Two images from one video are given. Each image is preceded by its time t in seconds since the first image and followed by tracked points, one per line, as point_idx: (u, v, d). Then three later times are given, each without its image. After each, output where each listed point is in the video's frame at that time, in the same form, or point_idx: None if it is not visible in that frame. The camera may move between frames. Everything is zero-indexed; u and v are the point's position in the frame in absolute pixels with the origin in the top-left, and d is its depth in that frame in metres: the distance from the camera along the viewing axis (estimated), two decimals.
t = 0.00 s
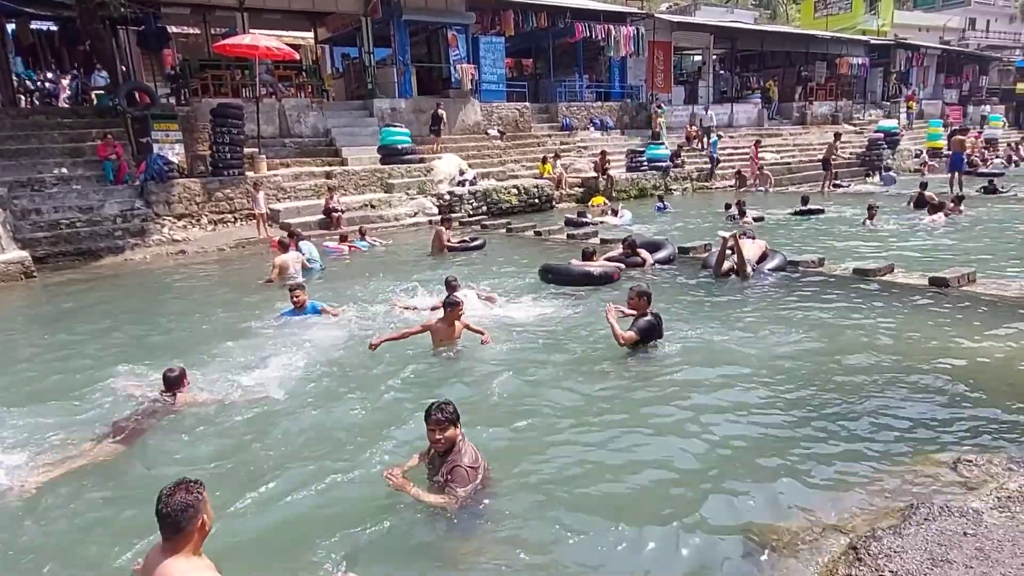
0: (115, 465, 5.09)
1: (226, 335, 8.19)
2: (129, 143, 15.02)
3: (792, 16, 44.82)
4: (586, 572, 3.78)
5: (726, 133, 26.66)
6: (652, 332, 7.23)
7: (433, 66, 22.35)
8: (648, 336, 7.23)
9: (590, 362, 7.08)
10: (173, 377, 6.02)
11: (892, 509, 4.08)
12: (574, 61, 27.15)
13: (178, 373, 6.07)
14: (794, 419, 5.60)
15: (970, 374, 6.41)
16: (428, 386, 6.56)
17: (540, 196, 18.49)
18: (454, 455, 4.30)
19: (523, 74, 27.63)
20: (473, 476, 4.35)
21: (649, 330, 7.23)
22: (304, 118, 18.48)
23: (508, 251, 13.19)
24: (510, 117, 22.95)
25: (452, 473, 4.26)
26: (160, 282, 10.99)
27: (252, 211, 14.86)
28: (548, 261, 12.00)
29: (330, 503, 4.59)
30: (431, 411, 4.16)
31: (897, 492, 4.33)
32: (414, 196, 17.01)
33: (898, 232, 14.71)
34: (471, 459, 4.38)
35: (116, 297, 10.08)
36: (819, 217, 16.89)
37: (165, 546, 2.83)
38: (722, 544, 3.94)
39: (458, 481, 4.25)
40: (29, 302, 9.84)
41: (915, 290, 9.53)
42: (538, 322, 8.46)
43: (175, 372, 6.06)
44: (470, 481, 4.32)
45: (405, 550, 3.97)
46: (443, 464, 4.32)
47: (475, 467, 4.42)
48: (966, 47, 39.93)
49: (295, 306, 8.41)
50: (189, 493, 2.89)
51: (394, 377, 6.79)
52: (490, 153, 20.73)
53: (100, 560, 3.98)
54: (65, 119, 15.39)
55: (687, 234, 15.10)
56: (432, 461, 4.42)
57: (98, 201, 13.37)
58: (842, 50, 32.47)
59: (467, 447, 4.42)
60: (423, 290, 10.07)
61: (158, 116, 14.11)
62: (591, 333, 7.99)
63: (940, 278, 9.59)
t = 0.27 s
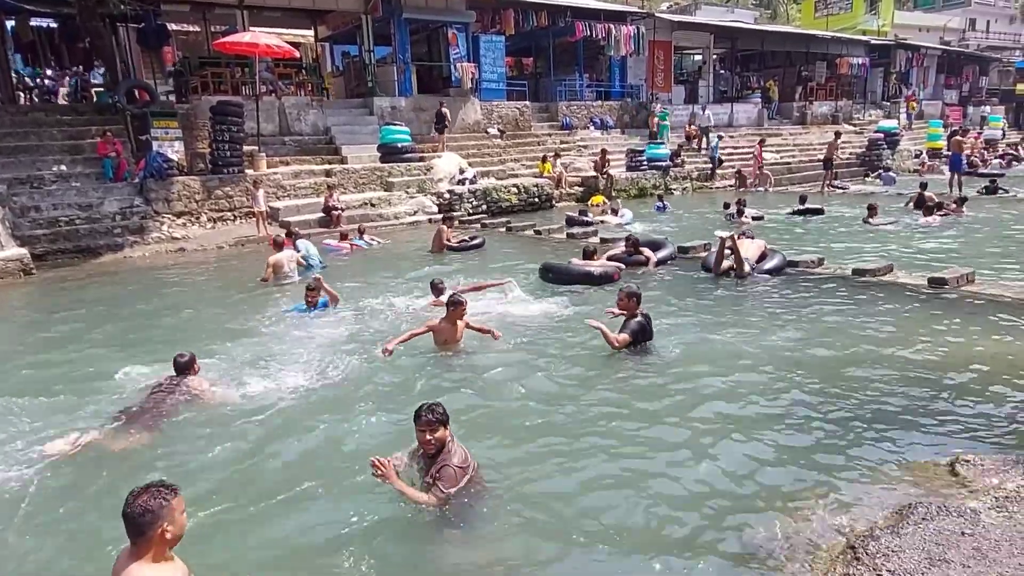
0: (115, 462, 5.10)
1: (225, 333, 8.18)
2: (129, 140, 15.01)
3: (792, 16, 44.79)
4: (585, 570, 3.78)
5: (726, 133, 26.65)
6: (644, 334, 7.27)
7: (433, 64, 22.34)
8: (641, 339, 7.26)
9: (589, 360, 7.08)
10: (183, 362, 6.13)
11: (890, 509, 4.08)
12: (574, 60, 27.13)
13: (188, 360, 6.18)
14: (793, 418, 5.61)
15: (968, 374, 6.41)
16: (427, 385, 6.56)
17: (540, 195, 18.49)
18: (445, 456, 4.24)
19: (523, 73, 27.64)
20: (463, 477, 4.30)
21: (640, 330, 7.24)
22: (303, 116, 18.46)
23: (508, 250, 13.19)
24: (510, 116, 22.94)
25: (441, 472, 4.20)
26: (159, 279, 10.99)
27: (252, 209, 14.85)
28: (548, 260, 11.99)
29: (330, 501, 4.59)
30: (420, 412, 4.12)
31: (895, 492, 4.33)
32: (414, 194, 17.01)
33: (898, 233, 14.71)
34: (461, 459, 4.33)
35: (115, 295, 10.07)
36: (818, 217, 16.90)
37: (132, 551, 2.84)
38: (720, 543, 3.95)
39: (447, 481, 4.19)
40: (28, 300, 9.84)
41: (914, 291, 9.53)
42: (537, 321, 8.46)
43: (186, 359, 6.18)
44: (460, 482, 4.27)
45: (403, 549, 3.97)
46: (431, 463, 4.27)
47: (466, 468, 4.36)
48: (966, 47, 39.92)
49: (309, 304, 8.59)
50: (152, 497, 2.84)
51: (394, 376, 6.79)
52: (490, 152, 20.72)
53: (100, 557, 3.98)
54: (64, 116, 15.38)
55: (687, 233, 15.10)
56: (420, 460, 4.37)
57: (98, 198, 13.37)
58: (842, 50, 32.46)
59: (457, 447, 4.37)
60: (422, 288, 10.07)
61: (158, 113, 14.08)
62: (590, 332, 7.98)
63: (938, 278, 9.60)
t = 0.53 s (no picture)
0: (114, 461, 5.11)
1: (225, 331, 8.19)
2: (129, 139, 15.00)
3: (793, 15, 44.78)
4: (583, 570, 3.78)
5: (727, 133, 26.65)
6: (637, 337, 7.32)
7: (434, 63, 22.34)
8: (634, 342, 7.30)
9: (587, 360, 7.08)
10: (186, 361, 6.22)
11: (889, 509, 4.08)
12: (575, 59, 27.13)
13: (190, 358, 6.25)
14: (793, 418, 5.60)
15: (967, 374, 6.41)
16: (426, 384, 6.57)
17: (540, 195, 18.49)
18: (430, 457, 4.30)
19: (524, 72, 27.65)
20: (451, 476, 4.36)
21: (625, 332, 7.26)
22: (304, 115, 18.47)
23: (509, 249, 13.19)
24: (510, 116, 22.94)
25: (427, 472, 4.26)
26: (158, 278, 10.99)
27: (252, 208, 14.85)
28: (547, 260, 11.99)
29: (330, 498, 4.59)
30: (406, 414, 4.17)
31: (893, 492, 4.33)
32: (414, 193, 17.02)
33: (898, 233, 14.71)
34: (447, 459, 4.39)
35: (114, 294, 10.08)
36: (818, 217, 16.89)
37: (109, 550, 2.85)
38: (717, 543, 3.95)
39: (435, 481, 4.25)
40: (28, 298, 9.84)
41: (913, 291, 9.53)
42: (536, 320, 8.46)
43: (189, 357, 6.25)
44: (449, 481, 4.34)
45: (403, 546, 3.98)
46: (418, 463, 4.32)
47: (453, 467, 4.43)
48: (967, 48, 39.92)
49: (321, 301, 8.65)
50: (127, 497, 2.84)
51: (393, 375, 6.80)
52: (490, 151, 20.72)
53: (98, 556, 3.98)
54: (64, 114, 15.38)
55: (687, 233, 15.10)
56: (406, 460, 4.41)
57: (97, 197, 13.37)
58: (842, 50, 32.45)
59: (442, 447, 4.43)
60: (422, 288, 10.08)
61: (159, 111, 13.92)
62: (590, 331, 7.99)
63: (938, 278, 9.59)
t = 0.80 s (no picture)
0: (113, 459, 5.10)
1: (225, 330, 8.20)
2: (129, 137, 15.00)
3: (793, 15, 44.77)
4: (584, 569, 3.78)
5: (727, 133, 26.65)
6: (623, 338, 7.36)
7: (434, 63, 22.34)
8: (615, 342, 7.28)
9: (587, 359, 7.08)
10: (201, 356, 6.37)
11: (888, 508, 4.09)
12: (575, 59, 27.12)
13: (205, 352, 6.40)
14: (793, 418, 5.61)
15: (967, 375, 6.41)
16: (425, 383, 6.57)
17: (540, 194, 18.49)
18: (406, 459, 4.29)
19: (524, 71, 27.64)
20: (429, 478, 4.32)
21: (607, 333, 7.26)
22: (304, 114, 18.46)
23: (510, 249, 13.19)
24: (510, 115, 22.93)
25: (402, 474, 4.23)
26: (158, 277, 10.99)
27: (252, 207, 14.85)
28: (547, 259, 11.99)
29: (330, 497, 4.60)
30: (382, 418, 4.22)
31: (893, 491, 4.34)
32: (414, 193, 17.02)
33: (897, 233, 14.71)
34: (424, 461, 4.36)
35: (113, 293, 10.08)
36: (818, 217, 16.89)
37: (97, 544, 2.85)
38: (716, 542, 3.95)
39: (409, 482, 4.20)
40: (28, 297, 9.84)
41: (913, 291, 9.53)
42: (536, 319, 8.47)
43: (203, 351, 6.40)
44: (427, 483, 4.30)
45: (402, 544, 3.98)
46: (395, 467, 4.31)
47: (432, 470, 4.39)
48: (967, 47, 39.91)
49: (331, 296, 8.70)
50: (115, 490, 2.85)
51: (393, 374, 6.80)
52: (490, 151, 20.72)
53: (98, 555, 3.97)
54: (64, 113, 15.38)
55: (686, 232, 15.11)
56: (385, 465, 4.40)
57: (97, 196, 13.35)
58: (842, 49, 32.44)
59: (421, 451, 4.42)
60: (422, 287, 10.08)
61: (158, 110, 13.87)
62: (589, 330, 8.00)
63: (938, 278, 9.59)
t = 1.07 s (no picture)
0: (113, 459, 5.09)
1: (225, 330, 8.19)
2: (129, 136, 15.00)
3: (793, 15, 44.77)
4: (582, 569, 3.77)
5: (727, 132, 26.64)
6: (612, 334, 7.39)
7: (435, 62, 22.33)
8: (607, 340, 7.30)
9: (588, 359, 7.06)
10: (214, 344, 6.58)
11: (888, 508, 4.08)
12: (575, 58, 27.12)
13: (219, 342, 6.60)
14: (794, 418, 5.60)
15: (966, 375, 6.40)
16: (425, 383, 6.56)
17: (540, 194, 18.48)
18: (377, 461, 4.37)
19: (524, 71, 27.63)
20: (398, 478, 4.34)
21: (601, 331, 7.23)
22: (304, 113, 18.44)
23: (510, 248, 13.19)
24: (510, 114, 22.91)
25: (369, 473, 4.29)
26: (157, 276, 10.98)
27: (252, 206, 14.84)
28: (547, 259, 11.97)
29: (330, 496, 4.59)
30: (354, 421, 4.38)
31: (893, 491, 4.33)
32: (414, 192, 17.01)
33: (898, 233, 14.70)
34: (396, 463, 4.40)
35: (113, 292, 10.07)
36: (818, 217, 16.89)
37: (91, 537, 2.85)
38: (717, 542, 3.95)
39: (375, 481, 4.26)
40: (28, 296, 9.83)
41: (913, 291, 9.51)
42: (536, 319, 8.46)
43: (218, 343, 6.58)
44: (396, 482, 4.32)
45: (402, 544, 3.97)
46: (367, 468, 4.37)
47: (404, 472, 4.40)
48: (967, 47, 39.89)
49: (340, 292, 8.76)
50: (108, 483, 2.84)
51: (393, 374, 6.79)
52: (491, 150, 20.70)
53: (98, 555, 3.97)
54: (64, 112, 15.37)
55: (687, 232, 15.10)
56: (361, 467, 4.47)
57: (97, 194, 13.33)
58: (843, 49, 32.43)
59: (396, 454, 4.48)
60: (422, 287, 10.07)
61: (158, 110, 13.90)
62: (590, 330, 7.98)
63: (938, 278, 9.58)
